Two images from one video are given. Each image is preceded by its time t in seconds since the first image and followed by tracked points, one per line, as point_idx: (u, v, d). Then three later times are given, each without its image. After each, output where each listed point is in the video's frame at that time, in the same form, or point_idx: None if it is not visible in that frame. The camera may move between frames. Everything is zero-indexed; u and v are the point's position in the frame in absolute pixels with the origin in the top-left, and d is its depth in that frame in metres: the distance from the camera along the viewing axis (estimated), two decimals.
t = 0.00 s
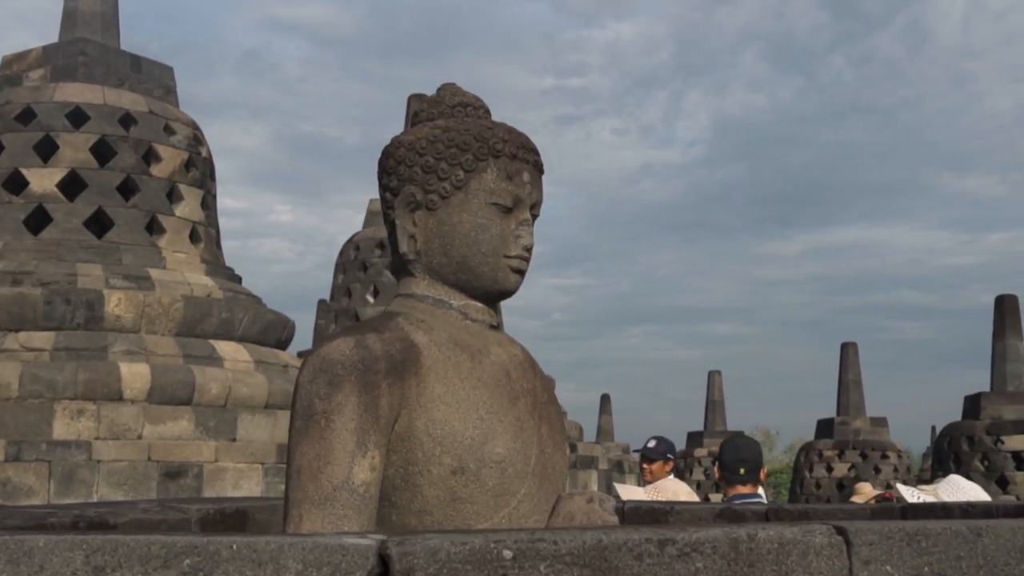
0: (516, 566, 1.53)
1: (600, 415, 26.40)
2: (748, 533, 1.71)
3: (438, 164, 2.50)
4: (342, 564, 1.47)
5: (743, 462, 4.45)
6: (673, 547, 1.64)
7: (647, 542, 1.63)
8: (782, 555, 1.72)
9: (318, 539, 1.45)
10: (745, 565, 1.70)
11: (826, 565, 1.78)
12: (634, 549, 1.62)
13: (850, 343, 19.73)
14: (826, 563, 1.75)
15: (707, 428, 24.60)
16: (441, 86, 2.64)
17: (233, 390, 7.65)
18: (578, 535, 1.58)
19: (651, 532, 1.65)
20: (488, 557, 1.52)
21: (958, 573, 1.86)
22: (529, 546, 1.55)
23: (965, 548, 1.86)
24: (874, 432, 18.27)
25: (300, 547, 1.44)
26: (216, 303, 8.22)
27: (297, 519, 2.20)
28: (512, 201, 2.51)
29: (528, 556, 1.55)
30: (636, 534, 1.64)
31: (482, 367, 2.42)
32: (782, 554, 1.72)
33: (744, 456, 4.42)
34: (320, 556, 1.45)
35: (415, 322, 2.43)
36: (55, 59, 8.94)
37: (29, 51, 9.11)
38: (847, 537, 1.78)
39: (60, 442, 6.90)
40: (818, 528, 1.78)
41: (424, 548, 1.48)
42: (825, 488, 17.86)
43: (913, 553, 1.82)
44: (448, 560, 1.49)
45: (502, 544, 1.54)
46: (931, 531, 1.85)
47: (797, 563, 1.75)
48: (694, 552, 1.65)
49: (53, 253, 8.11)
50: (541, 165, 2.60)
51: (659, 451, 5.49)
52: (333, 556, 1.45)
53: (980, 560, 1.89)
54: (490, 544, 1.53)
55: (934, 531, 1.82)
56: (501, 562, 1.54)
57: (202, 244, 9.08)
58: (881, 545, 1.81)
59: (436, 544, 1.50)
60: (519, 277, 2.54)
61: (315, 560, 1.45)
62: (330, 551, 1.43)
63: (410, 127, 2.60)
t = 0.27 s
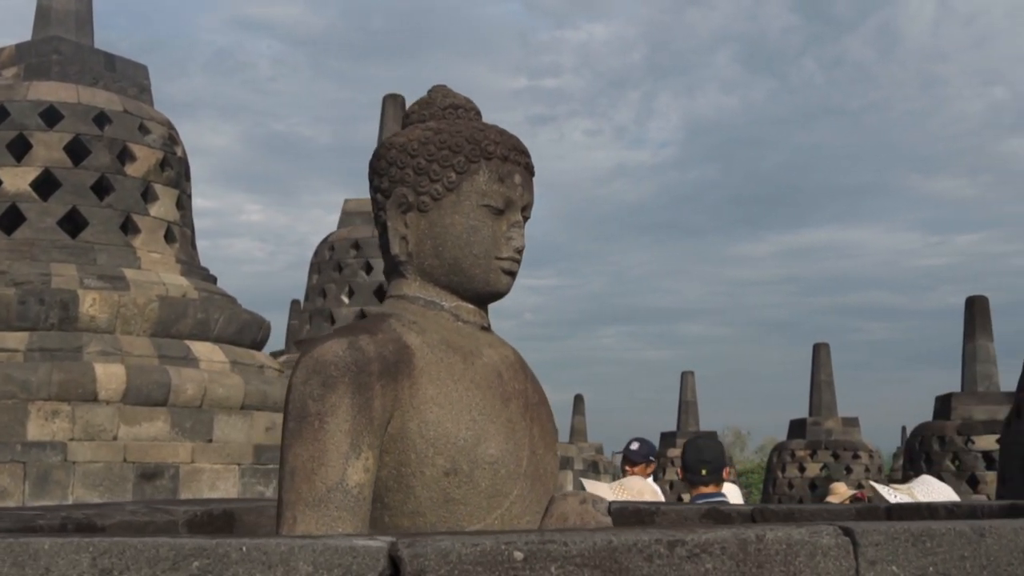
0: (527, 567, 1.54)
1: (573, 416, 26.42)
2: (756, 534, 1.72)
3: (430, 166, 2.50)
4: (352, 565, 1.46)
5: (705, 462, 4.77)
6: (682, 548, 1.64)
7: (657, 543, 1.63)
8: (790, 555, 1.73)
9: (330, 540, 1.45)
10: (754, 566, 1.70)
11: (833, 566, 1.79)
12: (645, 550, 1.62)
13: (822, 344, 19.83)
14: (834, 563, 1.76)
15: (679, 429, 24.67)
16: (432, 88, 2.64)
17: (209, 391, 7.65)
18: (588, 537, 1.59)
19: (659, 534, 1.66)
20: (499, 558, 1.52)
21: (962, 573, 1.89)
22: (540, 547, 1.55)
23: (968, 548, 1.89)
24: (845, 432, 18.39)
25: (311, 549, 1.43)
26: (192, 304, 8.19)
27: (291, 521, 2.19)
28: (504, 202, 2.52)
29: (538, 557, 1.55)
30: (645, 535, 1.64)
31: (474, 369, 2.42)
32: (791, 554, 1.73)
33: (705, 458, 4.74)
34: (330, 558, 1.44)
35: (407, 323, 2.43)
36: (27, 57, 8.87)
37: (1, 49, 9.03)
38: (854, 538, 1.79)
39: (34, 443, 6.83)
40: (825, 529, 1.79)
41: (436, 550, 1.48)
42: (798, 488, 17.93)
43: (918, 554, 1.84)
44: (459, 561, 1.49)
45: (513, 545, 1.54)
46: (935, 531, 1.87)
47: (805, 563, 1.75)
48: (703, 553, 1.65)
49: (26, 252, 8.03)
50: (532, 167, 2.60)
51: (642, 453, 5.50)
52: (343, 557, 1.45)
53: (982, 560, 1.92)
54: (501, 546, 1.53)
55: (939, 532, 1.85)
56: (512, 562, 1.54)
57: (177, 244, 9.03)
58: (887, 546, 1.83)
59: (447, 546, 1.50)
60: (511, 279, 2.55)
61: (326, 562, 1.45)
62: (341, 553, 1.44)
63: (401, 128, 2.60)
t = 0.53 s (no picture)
0: (538, 565, 1.54)
1: (554, 416, 26.45)
2: (765, 531, 1.72)
3: (426, 166, 2.51)
4: (363, 563, 1.47)
5: (678, 462, 4.96)
6: (692, 545, 1.65)
7: (667, 541, 1.64)
8: (798, 553, 1.73)
9: (341, 539, 1.45)
10: (762, 564, 1.71)
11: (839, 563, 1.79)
12: (654, 548, 1.63)
13: (802, 344, 19.92)
14: (841, 561, 1.76)
15: (660, 429, 24.73)
16: (427, 89, 2.65)
17: (193, 391, 7.62)
18: (598, 535, 1.60)
19: (669, 531, 1.66)
20: (510, 557, 1.53)
21: (967, 570, 1.89)
22: (550, 545, 1.56)
23: (972, 546, 1.90)
24: (826, 432, 18.48)
25: (321, 547, 1.44)
26: (175, 303, 8.16)
27: (288, 520, 2.20)
28: (500, 203, 2.53)
29: (549, 555, 1.56)
30: (655, 532, 1.65)
31: (471, 368, 2.43)
32: (798, 551, 1.73)
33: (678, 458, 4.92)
34: (342, 556, 1.45)
35: (404, 323, 2.44)
36: (8, 56, 8.82)
37: None
38: (861, 536, 1.80)
39: (17, 443, 6.79)
40: (832, 526, 1.79)
41: (447, 548, 1.48)
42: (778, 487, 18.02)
43: (923, 551, 1.85)
44: (470, 559, 1.50)
45: (523, 543, 1.55)
46: (940, 529, 1.88)
47: (811, 561, 1.76)
48: (712, 550, 1.66)
49: (8, 251, 7.97)
50: (527, 168, 2.61)
51: (630, 455, 5.50)
52: (355, 556, 1.45)
53: (986, 557, 1.93)
54: (512, 543, 1.54)
55: (944, 529, 1.85)
56: (521, 560, 1.55)
57: (160, 244, 8.99)
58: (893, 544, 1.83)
59: (458, 544, 1.50)
60: (506, 278, 2.55)
61: (337, 559, 1.45)
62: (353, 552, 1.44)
63: (397, 129, 2.61)
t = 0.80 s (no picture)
0: (547, 563, 1.55)
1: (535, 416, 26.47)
2: (772, 530, 1.73)
3: (423, 166, 2.51)
4: (373, 561, 1.47)
5: (655, 461, 5.03)
6: (700, 543, 1.66)
7: (676, 538, 1.65)
8: (805, 550, 1.74)
9: (352, 537, 1.45)
10: (770, 562, 1.72)
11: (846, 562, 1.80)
12: (663, 546, 1.64)
13: (783, 345, 20.00)
14: (847, 558, 1.77)
15: (642, 429, 24.79)
16: (423, 88, 2.65)
17: (176, 390, 7.64)
18: (608, 532, 1.60)
19: (677, 529, 1.67)
20: (520, 554, 1.54)
21: (971, 568, 1.91)
22: (560, 543, 1.57)
23: (976, 544, 1.92)
24: (806, 432, 18.57)
25: (331, 545, 1.44)
26: (159, 303, 8.13)
27: (286, 519, 2.20)
28: (496, 202, 2.53)
29: (559, 553, 1.57)
30: (665, 530, 1.66)
31: (467, 368, 2.43)
32: (805, 549, 1.74)
33: (651, 456, 5.01)
34: (353, 554, 1.44)
35: (400, 322, 2.44)
36: None
37: None
38: (867, 534, 1.81)
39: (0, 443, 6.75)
40: (838, 524, 1.80)
41: (457, 546, 1.48)
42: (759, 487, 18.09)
43: (928, 549, 1.86)
44: (480, 557, 1.51)
45: (534, 541, 1.56)
46: (945, 527, 1.89)
47: (819, 559, 1.77)
48: (721, 548, 1.67)
49: None
50: (523, 167, 2.62)
51: (616, 456, 5.51)
52: (365, 553, 1.45)
53: (989, 555, 1.95)
54: (522, 542, 1.55)
55: (949, 527, 1.87)
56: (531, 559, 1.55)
57: (143, 243, 8.95)
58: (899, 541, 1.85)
59: (469, 542, 1.51)
60: (502, 278, 2.56)
61: (347, 557, 1.45)
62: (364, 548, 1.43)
63: (393, 128, 2.61)
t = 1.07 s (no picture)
0: (559, 560, 1.56)
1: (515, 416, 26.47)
2: (781, 526, 1.74)
3: (419, 165, 2.52)
4: (386, 557, 1.48)
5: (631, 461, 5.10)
6: (711, 540, 1.67)
7: (687, 535, 1.66)
8: (814, 547, 1.76)
9: (364, 533, 1.46)
10: (779, 559, 1.73)
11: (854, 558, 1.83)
12: (674, 542, 1.65)
13: (763, 345, 20.08)
14: (856, 555, 1.79)
15: (621, 429, 24.83)
16: (420, 87, 2.66)
17: (158, 390, 7.63)
18: (618, 528, 1.61)
19: (688, 525, 1.68)
20: (532, 550, 1.55)
21: (976, 564, 1.94)
22: (572, 539, 1.58)
23: (981, 540, 1.95)
24: (785, 432, 18.66)
25: (344, 542, 1.44)
26: (140, 302, 8.10)
27: (284, 517, 2.20)
28: (492, 202, 2.54)
29: (570, 549, 1.57)
30: (675, 527, 1.67)
31: (464, 366, 2.44)
32: (815, 545, 1.76)
33: (627, 456, 5.08)
34: (365, 550, 1.45)
35: (397, 321, 2.44)
36: None
37: None
38: (875, 530, 1.83)
39: None
40: (846, 520, 1.82)
41: (470, 542, 1.49)
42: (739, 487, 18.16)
43: (934, 546, 1.89)
44: (493, 553, 1.51)
45: (545, 537, 1.57)
46: (951, 524, 1.92)
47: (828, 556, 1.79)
48: (731, 544, 1.68)
49: None
50: (519, 167, 2.63)
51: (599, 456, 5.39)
52: (378, 550, 1.46)
53: (994, 552, 1.98)
54: (534, 538, 1.56)
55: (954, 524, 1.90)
56: (543, 555, 1.56)
57: (124, 241, 8.91)
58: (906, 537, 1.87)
59: (482, 538, 1.52)
60: (498, 277, 2.57)
61: (360, 554, 1.46)
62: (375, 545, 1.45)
63: (389, 127, 2.62)
